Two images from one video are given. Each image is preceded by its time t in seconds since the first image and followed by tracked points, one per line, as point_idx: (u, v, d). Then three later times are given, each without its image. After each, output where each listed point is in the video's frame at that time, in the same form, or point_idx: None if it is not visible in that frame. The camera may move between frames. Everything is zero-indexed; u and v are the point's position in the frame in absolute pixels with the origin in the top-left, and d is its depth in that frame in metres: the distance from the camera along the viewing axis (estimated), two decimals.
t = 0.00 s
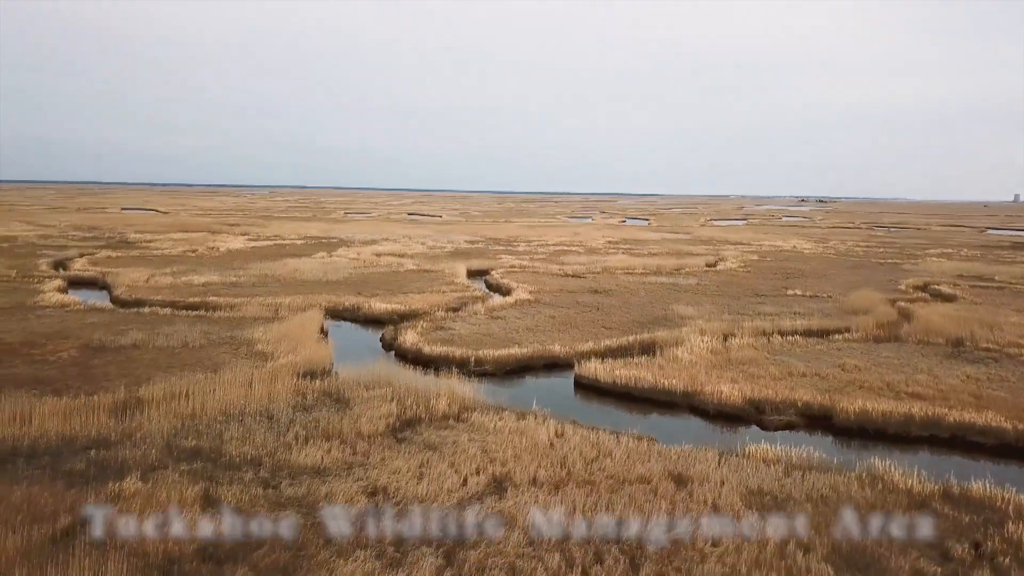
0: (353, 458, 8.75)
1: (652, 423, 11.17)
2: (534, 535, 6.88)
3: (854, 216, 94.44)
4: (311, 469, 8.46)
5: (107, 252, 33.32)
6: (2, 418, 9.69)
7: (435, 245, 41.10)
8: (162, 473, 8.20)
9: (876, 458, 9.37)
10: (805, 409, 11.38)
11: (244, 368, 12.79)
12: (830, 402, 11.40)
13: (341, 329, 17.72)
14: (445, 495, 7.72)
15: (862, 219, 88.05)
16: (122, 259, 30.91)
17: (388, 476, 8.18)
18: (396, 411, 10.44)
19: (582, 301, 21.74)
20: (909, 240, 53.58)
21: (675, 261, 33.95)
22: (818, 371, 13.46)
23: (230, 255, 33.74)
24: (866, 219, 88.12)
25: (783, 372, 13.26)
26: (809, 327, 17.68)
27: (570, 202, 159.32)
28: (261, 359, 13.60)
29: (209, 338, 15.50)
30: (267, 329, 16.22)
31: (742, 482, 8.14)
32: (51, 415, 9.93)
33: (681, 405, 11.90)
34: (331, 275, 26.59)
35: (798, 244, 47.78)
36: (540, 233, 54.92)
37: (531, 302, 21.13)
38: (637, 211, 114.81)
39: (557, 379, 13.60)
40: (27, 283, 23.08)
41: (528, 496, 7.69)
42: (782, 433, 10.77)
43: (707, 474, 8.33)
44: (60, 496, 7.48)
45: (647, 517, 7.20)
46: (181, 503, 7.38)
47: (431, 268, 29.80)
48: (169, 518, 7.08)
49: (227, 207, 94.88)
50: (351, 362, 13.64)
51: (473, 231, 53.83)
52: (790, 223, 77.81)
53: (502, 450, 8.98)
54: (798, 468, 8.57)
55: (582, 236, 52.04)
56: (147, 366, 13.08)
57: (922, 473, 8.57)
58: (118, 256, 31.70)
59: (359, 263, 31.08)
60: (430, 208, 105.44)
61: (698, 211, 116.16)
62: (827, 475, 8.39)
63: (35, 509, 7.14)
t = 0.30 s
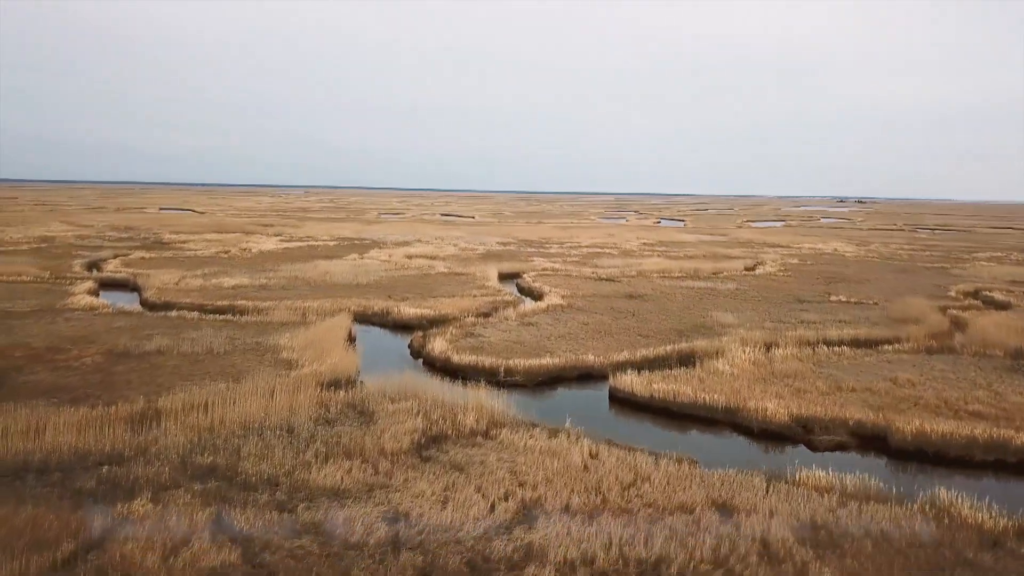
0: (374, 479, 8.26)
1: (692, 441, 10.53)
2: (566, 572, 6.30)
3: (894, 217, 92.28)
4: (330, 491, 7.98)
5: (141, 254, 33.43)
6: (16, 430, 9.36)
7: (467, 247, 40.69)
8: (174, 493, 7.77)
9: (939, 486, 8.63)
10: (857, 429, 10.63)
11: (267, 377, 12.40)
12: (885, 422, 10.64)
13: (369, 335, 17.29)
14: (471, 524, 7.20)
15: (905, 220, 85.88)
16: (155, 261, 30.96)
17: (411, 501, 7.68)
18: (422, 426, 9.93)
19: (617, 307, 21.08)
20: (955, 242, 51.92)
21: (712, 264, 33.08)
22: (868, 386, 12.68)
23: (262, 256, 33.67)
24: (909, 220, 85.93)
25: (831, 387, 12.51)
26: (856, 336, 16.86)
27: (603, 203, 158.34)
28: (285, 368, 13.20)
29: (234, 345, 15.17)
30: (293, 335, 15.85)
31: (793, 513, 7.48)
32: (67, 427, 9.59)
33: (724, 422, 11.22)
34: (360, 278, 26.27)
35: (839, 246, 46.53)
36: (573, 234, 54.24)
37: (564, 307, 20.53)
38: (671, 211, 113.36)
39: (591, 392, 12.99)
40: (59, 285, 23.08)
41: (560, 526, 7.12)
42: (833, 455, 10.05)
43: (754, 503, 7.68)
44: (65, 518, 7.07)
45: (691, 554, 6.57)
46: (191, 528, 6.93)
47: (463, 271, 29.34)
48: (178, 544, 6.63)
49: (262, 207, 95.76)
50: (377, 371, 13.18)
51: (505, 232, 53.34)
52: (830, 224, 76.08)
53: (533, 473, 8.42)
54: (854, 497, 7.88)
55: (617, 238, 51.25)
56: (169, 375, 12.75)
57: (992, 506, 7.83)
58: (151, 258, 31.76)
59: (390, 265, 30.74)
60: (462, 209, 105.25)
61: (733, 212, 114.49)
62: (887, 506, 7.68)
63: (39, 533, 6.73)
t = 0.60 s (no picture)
0: (396, 504, 7.76)
1: (735, 463, 9.87)
2: None
3: (938, 220, 89.97)
4: (348, 515, 7.50)
5: (174, 254, 33.50)
6: (28, 442, 9.03)
7: (499, 249, 40.21)
8: (184, 517, 7.35)
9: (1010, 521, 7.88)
10: (913, 451, 9.89)
11: (289, 387, 11.98)
12: (944, 443, 9.88)
13: (397, 341, 16.84)
14: (497, 556, 6.67)
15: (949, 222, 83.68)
16: (187, 261, 30.97)
17: (433, 529, 7.17)
18: (447, 443, 9.43)
19: (653, 313, 20.42)
20: (1004, 246, 50.19)
21: (751, 268, 32.18)
22: (923, 403, 11.89)
23: (293, 257, 33.53)
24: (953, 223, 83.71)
25: (883, 404, 11.75)
26: (906, 347, 16.01)
27: (637, 204, 157.05)
28: (309, 376, 12.79)
29: (259, 351, 14.81)
30: (319, 342, 15.45)
31: (849, 550, 6.82)
32: (80, 439, 9.24)
33: (768, 441, 10.56)
34: (390, 281, 25.89)
35: (882, 250, 45.17)
36: (607, 236, 53.51)
37: (597, 313, 19.93)
38: (707, 212, 111.83)
39: (625, 405, 12.39)
40: (90, 286, 23.05)
41: (594, 561, 6.55)
42: (888, 480, 9.33)
43: (806, 538, 7.03)
44: (67, 542, 6.68)
45: None
46: (198, 556, 6.48)
47: (494, 274, 28.86)
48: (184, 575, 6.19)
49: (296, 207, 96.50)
50: (403, 382, 12.70)
51: (538, 234, 52.75)
52: (871, 226, 74.30)
53: (564, 499, 7.86)
54: (916, 533, 7.19)
55: (651, 239, 50.43)
56: (190, 383, 12.41)
57: None
58: (184, 259, 31.78)
59: (421, 268, 30.36)
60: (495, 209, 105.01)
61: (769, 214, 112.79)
62: (954, 544, 6.97)
63: (39, 559, 6.32)
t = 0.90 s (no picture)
0: (416, 531, 7.24)
1: (781, 487, 9.21)
2: None
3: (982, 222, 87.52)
4: (365, 544, 6.99)
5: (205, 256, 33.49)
6: (39, 456, 8.68)
7: (531, 251, 39.66)
8: (191, 543, 6.89)
9: None
10: (976, 477, 9.12)
11: (311, 398, 11.53)
12: (1010, 470, 9.10)
13: (424, 348, 16.35)
14: None
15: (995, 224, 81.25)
16: (218, 263, 30.92)
17: (454, 561, 6.63)
18: (473, 462, 8.90)
19: (689, 320, 19.71)
20: None
21: (790, 272, 31.21)
22: (983, 423, 11.06)
23: (324, 259, 33.35)
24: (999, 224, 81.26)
25: (939, 423, 10.95)
26: (960, 360, 15.11)
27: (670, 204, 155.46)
28: (333, 386, 12.35)
29: (283, 358, 14.42)
30: (345, 348, 15.02)
31: None
32: (92, 453, 8.87)
33: (815, 463, 9.86)
34: (420, 284, 25.48)
35: (926, 253, 43.70)
36: (642, 237, 52.66)
37: (632, 320, 19.28)
38: (743, 213, 110.10)
39: (661, 421, 11.75)
40: (120, 288, 22.98)
41: None
42: (949, 510, 8.59)
43: None
44: (66, 570, 6.26)
45: None
46: None
47: (525, 277, 28.30)
48: None
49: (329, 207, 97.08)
50: (429, 393, 12.21)
51: (571, 235, 52.10)
52: (914, 228, 72.36)
53: (596, 529, 7.28)
54: None
55: (686, 241, 49.48)
56: (211, 392, 12.04)
57: None
58: (215, 260, 31.74)
59: (451, 270, 29.93)
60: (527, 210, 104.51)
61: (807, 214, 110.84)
62: None
63: None
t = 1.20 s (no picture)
0: (436, 562, 6.70)
1: (831, 516, 8.53)
2: None
3: None
4: None
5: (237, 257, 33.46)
6: (47, 472, 8.31)
7: (564, 253, 39.05)
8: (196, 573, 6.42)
9: None
10: None
11: (333, 410, 11.08)
12: None
13: (452, 355, 15.88)
14: None
15: None
16: (249, 264, 30.84)
17: None
18: (499, 485, 8.37)
19: (728, 328, 18.98)
20: None
21: (832, 277, 30.21)
22: None
23: (354, 261, 33.12)
24: None
25: (1003, 446, 10.14)
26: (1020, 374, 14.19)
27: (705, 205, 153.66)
28: (356, 397, 11.89)
29: (307, 365, 14.01)
30: (370, 356, 14.57)
31: None
32: (103, 468, 8.49)
33: (868, 489, 9.15)
34: (450, 287, 25.05)
35: (974, 256, 42.21)
36: (676, 239, 51.75)
37: (667, 328, 18.62)
38: (780, 214, 108.10)
39: (700, 438, 11.11)
40: (149, 291, 22.87)
41: None
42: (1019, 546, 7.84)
43: None
44: None
45: None
46: None
47: (557, 280, 27.73)
48: None
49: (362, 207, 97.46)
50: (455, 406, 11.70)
51: (604, 237, 51.37)
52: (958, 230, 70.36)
53: (632, 565, 6.68)
54: None
55: (723, 244, 48.48)
56: (231, 402, 11.67)
57: None
58: (246, 261, 31.66)
59: (482, 273, 29.46)
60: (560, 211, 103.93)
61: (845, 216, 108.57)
62: None
63: None
